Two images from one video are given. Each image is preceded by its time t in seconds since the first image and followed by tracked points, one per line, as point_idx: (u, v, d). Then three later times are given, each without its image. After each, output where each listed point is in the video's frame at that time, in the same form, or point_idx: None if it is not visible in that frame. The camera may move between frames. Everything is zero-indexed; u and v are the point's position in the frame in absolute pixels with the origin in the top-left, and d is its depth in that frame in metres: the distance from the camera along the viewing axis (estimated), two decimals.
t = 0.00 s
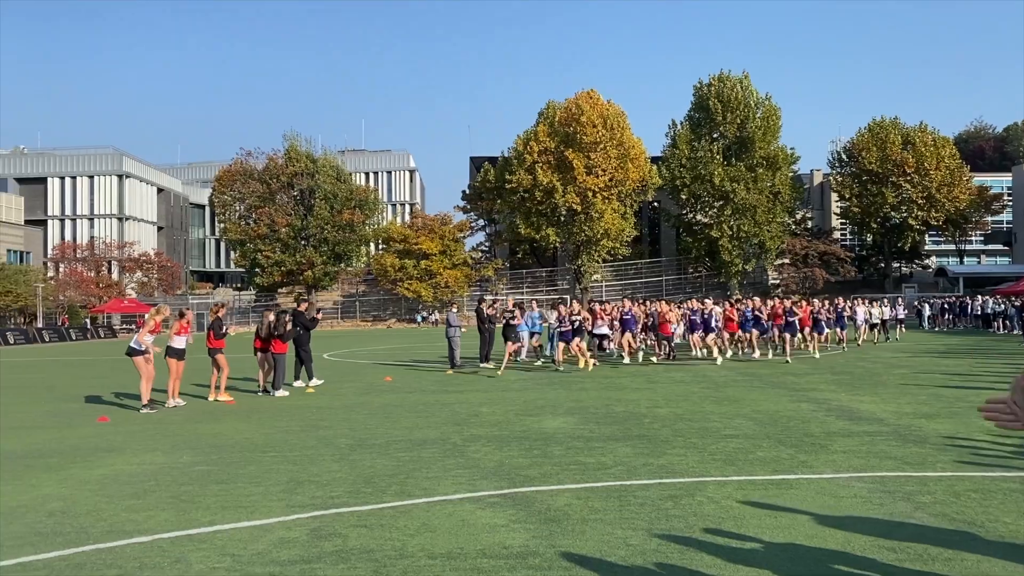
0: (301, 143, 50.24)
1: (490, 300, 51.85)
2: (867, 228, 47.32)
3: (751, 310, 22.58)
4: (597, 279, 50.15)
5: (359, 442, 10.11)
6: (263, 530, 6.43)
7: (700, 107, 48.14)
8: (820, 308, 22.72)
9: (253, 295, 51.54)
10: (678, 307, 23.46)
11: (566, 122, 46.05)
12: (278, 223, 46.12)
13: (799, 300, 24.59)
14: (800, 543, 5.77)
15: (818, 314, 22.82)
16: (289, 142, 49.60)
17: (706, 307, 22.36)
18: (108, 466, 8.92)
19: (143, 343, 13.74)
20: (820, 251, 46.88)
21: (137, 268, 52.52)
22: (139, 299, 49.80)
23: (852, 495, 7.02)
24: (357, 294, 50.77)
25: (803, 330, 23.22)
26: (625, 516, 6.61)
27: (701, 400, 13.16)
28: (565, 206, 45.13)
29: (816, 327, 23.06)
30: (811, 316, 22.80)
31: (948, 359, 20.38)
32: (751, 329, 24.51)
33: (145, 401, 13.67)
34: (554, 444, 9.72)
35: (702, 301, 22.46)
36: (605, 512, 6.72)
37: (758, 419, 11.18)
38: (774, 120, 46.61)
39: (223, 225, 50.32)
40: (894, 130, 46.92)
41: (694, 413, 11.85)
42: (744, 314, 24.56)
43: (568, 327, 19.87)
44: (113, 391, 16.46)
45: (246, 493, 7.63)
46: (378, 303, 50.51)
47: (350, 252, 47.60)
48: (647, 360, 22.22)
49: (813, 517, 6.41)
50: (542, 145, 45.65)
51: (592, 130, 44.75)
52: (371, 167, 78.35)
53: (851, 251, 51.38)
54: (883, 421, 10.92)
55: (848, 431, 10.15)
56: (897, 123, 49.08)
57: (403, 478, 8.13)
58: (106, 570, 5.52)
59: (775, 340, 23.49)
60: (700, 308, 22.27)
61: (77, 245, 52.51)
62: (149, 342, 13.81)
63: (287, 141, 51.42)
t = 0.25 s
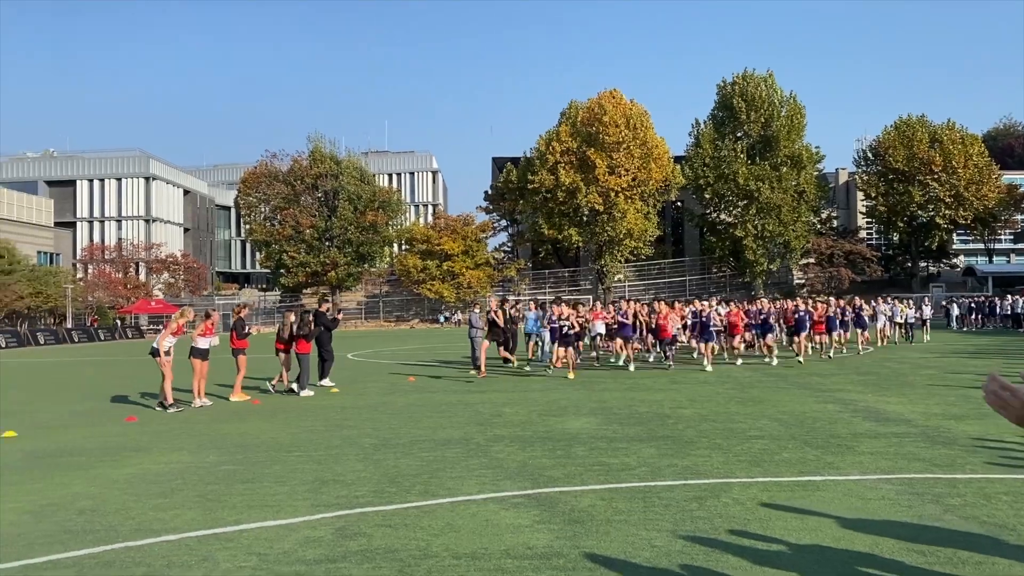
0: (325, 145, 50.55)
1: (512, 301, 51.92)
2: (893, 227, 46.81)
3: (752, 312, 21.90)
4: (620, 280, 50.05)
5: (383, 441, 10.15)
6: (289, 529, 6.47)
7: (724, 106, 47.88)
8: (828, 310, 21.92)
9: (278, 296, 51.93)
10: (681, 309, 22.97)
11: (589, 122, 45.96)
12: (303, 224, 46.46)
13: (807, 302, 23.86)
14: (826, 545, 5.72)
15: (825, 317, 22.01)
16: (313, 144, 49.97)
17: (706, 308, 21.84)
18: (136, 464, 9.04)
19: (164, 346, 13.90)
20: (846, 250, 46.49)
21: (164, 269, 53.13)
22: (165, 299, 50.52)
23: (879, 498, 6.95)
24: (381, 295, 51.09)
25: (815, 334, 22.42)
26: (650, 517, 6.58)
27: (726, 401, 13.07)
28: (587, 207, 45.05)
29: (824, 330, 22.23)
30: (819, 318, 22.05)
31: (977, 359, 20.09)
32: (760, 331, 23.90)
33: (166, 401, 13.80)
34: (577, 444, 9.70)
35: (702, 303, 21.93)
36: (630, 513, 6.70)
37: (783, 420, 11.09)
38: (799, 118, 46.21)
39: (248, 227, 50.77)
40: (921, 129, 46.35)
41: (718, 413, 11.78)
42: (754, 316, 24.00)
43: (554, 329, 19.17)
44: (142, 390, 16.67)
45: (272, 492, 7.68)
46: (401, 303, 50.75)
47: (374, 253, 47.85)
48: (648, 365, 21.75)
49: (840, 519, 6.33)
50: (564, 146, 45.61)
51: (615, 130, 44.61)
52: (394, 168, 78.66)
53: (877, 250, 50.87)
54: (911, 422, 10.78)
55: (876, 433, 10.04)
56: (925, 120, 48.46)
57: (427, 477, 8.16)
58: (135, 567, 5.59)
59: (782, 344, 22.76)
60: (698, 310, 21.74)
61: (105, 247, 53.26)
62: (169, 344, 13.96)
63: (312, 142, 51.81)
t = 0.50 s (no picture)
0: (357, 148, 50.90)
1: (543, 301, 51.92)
2: (931, 225, 46.02)
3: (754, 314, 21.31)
4: (652, 280, 49.79)
5: (415, 442, 10.19)
6: (323, 528, 6.51)
7: (757, 104, 47.43)
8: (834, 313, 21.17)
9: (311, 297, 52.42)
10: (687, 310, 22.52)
11: (620, 122, 45.78)
12: (335, 226, 46.85)
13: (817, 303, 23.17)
14: (865, 549, 5.64)
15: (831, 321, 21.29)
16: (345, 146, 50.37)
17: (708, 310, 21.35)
18: (173, 463, 9.17)
19: (194, 345, 14.05)
20: (881, 250, 45.71)
21: (199, 270, 53.89)
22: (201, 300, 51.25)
23: (919, 501, 6.83)
24: (412, 296, 51.38)
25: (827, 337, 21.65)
26: (684, 519, 6.53)
27: (760, 403, 12.93)
28: (619, 207, 44.88)
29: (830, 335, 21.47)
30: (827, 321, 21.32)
31: (1018, 361, 19.66)
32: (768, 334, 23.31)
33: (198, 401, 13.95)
34: (610, 446, 9.66)
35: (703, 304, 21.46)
36: (663, 515, 6.65)
37: (819, 422, 10.95)
38: (833, 116, 45.63)
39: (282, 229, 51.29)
40: (960, 125, 45.50)
41: (753, 415, 11.66)
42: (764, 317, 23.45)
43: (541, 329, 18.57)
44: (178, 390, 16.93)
45: (306, 492, 7.75)
46: (432, 304, 50.98)
47: (405, 255, 48.05)
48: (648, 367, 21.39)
49: (878, 524, 6.23)
50: (595, 145, 45.48)
51: (647, 129, 44.36)
52: (425, 170, 79.00)
53: (915, 249, 50.05)
54: (950, 424, 10.59)
55: (915, 435, 9.87)
56: (963, 117, 47.57)
57: (459, 478, 8.16)
58: (173, 565, 5.67)
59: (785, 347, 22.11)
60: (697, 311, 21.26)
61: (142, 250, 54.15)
62: (200, 344, 14.11)
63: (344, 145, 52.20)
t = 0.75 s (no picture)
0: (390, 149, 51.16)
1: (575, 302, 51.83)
2: (971, 224, 45.11)
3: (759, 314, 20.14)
4: (685, 280, 49.43)
5: (447, 442, 10.21)
6: (357, 527, 6.55)
7: (791, 103, 46.90)
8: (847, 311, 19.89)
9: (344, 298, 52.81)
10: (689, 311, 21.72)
11: (653, 121, 45.50)
12: (368, 227, 47.16)
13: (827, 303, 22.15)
14: (906, 552, 5.53)
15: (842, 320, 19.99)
16: (377, 148, 50.71)
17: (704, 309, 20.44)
18: (210, 462, 9.29)
19: (228, 345, 14.21)
20: (919, 249, 44.94)
21: (235, 272, 54.50)
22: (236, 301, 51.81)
23: (961, 505, 6.69)
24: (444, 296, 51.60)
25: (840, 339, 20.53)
26: (719, 522, 6.46)
27: (796, 404, 12.77)
28: (651, 207, 44.62)
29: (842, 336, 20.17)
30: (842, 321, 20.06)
31: None
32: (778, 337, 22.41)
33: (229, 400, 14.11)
34: (644, 447, 9.60)
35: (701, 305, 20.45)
36: (698, 517, 6.59)
37: (856, 424, 10.78)
38: (870, 113, 44.95)
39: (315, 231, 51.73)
40: (1000, 122, 44.55)
41: (788, 417, 11.52)
42: (775, 319, 22.58)
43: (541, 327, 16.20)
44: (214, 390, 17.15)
45: (340, 491, 7.79)
46: (463, 305, 51.13)
47: (437, 256, 48.20)
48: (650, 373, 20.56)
49: (919, 527, 6.11)
50: (627, 145, 45.26)
51: (679, 128, 44.02)
52: (456, 171, 79.23)
53: (954, 249, 49.12)
54: (992, 427, 10.37)
55: (956, 437, 9.68)
56: (1004, 113, 46.57)
57: (492, 479, 8.16)
58: (211, 562, 5.73)
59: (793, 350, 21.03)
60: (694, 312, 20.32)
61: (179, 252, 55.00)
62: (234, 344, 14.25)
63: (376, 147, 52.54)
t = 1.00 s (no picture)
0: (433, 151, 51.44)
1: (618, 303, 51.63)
2: None
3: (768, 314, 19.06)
4: (730, 280, 48.90)
5: (492, 442, 10.24)
6: (404, 527, 6.60)
7: (839, 99, 46.14)
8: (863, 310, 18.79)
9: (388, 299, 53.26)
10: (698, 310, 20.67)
11: (697, 119, 45.07)
12: (411, 228, 47.50)
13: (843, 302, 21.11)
14: (963, 558, 5.40)
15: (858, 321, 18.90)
16: (421, 150, 51.08)
17: (704, 313, 19.52)
18: (259, 461, 9.45)
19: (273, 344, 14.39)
20: (973, 248, 43.87)
21: (282, 273, 55.35)
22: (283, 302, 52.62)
23: (1019, 510, 6.51)
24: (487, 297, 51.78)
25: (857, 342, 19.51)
26: (768, 524, 6.39)
27: (846, 406, 12.55)
28: (696, 206, 44.24)
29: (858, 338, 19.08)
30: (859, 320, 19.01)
31: None
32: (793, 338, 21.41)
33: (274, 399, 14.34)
34: (690, 449, 9.52)
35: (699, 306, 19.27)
36: (746, 520, 6.52)
37: (908, 426, 10.56)
38: (920, 110, 44.01)
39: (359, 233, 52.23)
40: None
41: (838, 419, 11.32)
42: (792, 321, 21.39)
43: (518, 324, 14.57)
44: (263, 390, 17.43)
45: (386, 490, 7.86)
46: (506, 306, 51.25)
47: (480, 257, 48.35)
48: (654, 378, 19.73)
49: (975, 532, 5.97)
50: (671, 144, 44.90)
51: (724, 126, 43.54)
52: (498, 172, 79.41)
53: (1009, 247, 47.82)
54: None
55: (1013, 441, 9.43)
56: None
57: (538, 479, 8.17)
58: (261, 559, 5.83)
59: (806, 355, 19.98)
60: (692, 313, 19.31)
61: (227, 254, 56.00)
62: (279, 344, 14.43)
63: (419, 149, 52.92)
